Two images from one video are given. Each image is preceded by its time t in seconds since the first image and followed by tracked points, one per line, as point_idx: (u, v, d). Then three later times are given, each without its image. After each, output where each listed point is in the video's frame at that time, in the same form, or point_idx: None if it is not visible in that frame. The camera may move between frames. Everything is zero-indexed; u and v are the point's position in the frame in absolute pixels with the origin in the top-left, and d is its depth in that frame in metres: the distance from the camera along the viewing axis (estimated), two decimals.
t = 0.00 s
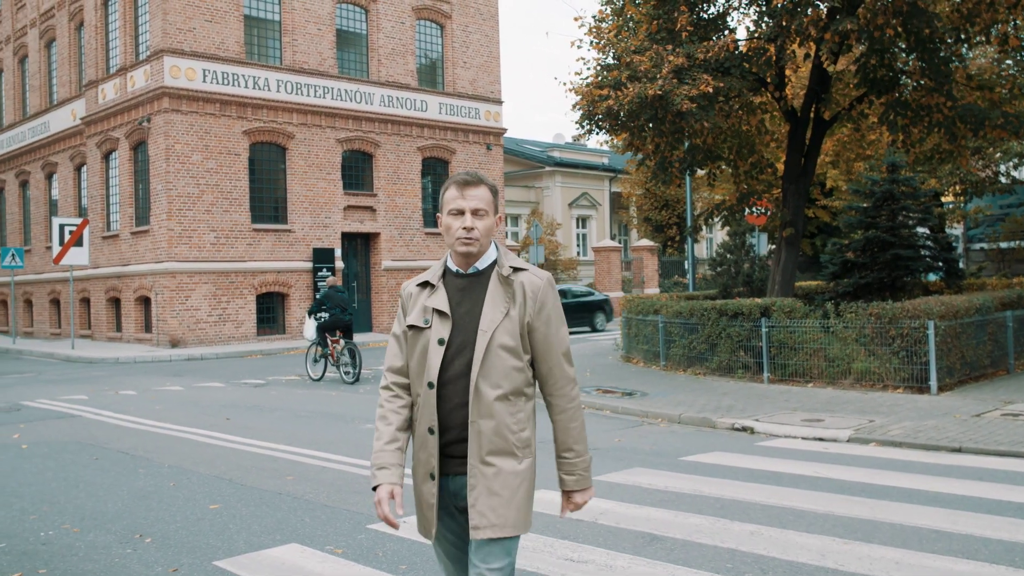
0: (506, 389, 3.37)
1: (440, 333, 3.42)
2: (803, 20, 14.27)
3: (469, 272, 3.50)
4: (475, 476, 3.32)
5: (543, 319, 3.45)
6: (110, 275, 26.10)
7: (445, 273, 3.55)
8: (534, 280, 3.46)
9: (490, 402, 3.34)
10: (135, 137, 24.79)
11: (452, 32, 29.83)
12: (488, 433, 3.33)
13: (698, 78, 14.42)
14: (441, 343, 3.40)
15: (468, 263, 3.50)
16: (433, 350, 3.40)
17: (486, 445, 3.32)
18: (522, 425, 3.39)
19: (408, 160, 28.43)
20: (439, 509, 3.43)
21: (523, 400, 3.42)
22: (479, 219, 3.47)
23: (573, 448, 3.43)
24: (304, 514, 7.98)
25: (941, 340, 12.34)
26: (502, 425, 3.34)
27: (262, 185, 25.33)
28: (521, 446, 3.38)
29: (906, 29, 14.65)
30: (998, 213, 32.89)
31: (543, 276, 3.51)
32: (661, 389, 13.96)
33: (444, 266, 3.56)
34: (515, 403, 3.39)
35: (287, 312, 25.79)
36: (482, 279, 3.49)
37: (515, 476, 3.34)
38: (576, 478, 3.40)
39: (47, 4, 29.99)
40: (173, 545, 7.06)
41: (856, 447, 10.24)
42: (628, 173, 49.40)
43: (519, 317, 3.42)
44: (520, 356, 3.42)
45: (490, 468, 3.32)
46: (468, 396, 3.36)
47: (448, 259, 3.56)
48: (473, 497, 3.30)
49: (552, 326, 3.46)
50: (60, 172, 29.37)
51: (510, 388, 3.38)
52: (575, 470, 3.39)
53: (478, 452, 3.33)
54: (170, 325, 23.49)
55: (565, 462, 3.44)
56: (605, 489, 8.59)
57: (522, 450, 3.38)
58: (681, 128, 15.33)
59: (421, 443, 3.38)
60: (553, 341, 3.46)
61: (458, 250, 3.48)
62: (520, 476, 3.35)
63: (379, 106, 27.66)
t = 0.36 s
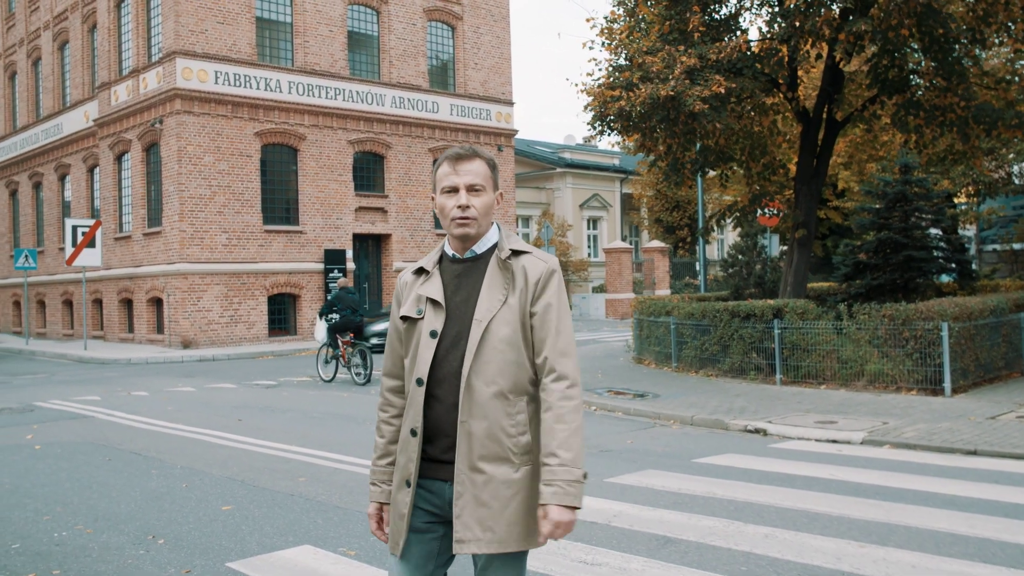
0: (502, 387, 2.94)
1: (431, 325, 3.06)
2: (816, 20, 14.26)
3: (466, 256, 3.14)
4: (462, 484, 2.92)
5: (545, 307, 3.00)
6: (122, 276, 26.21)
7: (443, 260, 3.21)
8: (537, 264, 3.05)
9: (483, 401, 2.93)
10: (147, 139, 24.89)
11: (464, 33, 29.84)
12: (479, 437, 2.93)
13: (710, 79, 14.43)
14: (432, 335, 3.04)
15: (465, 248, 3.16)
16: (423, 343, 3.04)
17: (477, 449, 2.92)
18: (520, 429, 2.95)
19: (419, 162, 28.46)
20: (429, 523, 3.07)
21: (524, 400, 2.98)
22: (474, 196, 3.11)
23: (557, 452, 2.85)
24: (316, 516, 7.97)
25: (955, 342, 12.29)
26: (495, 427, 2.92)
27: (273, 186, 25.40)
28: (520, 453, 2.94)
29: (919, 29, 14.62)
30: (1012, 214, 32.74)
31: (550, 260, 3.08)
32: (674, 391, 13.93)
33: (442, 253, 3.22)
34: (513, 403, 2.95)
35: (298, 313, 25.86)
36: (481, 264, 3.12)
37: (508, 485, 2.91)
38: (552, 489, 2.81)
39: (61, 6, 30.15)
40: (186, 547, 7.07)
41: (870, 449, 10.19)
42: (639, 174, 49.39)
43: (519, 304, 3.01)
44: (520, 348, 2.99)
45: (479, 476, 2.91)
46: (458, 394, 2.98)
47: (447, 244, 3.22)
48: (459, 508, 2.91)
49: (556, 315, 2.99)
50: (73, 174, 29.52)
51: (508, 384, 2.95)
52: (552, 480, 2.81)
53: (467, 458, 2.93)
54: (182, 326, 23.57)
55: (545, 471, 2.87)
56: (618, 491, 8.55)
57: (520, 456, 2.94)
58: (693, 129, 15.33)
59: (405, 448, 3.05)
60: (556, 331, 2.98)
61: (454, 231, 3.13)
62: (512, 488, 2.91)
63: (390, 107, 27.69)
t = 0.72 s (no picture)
0: (495, 401, 2.84)
1: (417, 336, 2.92)
2: (824, 21, 14.23)
3: (450, 261, 3.01)
4: (459, 505, 2.79)
5: (534, 312, 2.90)
6: (129, 278, 26.27)
7: (424, 264, 3.07)
8: (526, 268, 2.95)
9: (477, 416, 2.82)
10: (155, 140, 24.94)
11: (470, 35, 29.86)
12: (473, 454, 2.81)
13: (718, 80, 14.42)
14: (420, 348, 2.91)
15: (448, 252, 3.02)
16: (411, 355, 2.90)
17: (471, 467, 2.81)
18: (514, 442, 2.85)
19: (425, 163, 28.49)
20: (416, 539, 2.95)
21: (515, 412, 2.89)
22: (457, 198, 2.98)
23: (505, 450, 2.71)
24: (324, 518, 7.97)
25: (963, 344, 12.25)
26: (489, 442, 2.82)
27: (280, 188, 25.43)
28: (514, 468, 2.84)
29: (928, 29, 14.55)
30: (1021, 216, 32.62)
31: (539, 262, 2.98)
32: (681, 393, 13.92)
33: (420, 258, 3.08)
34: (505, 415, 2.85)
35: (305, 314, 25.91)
36: (467, 268, 3.00)
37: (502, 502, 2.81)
38: (490, 488, 2.66)
39: (69, 9, 30.24)
40: (193, 548, 7.06)
41: (879, 451, 10.16)
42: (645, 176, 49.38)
43: (509, 311, 2.90)
44: (510, 357, 2.88)
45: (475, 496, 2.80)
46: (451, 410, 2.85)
47: (427, 247, 3.09)
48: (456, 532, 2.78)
49: (543, 321, 2.89)
50: (81, 176, 29.58)
51: (501, 397, 2.85)
52: (495, 478, 2.67)
53: (461, 478, 2.80)
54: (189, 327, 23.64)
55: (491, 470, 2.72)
56: (627, 493, 8.53)
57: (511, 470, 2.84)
58: (701, 130, 15.31)
59: (387, 467, 2.93)
60: (544, 336, 2.88)
61: (434, 236, 2.99)
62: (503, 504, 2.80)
63: (397, 109, 27.72)
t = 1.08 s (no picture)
0: (457, 407, 2.75)
1: (363, 339, 2.79)
2: (828, 19, 14.20)
3: (398, 256, 2.89)
4: (420, 523, 2.69)
5: (499, 311, 2.86)
6: (132, 278, 26.28)
7: (367, 261, 2.93)
8: (482, 263, 2.88)
9: (439, 425, 2.72)
10: (158, 140, 24.94)
11: (474, 34, 29.83)
12: (435, 468, 2.70)
13: (722, 79, 14.42)
14: (367, 354, 2.78)
15: (395, 246, 2.90)
16: (356, 362, 2.77)
17: (433, 481, 2.70)
18: (477, 452, 2.78)
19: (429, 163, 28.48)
20: (364, 563, 2.82)
21: (477, 418, 2.81)
22: (407, 185, 2.88)
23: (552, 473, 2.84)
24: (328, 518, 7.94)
25: (968, 344, 12.24)
26: (451, 453, 2.72)
27: (283, 187, 25.42)
28: (476, 479, 2.76)
29: (933, 27, 14.52)
30: None
31: (493, 256, 2.92)
32: (686, 393, 13.90)
33: (360, 251, 2.94)
34: (467, 423, 2.77)
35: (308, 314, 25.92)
36: (415, 264, 2.89)
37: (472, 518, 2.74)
38: (554, 511, 2.81)
39: (72, 8, 30.24)
40: (198, 548, 7.04)
41: (884, 451, 10.14)
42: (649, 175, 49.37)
43: (468, 312, 2.83)
44: (472, 362, 2.81)
45: (439, 511, 2.70)
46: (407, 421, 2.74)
47: (369, 239, 2.94)
48: (421, 550, 2.69)
49: (511, 322, 2.88)
50: (84, 176, 29.59)
51: (462, 405, 2.76)
52: (554, 501, 2.82)
53: (425, 493, 2.70)
54: (193, 327, 23.65)
55: (540, 490, 2.83)
56: (632, 493, 8.50)
57: (478, 483, 2.77)
58: (704, 129, 15.33)
59: (333, 484, 2.79)
60: (511, 339, 2.87)
61: (380, 227, 2.85)
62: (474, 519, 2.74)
63: (401, 108, 27.72)
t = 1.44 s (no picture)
0: (418, 408, 2.65)
1: (322, 341, 2.72)
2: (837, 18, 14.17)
3: (353, 251, 2.82)
4: (384, 531, 2.59)
5: (459, 304, 2.75)
6: (142, 278, 26.36)
7: (322, 256, 2.86)
8: (443, 255, 2.79)
9: (400, 429, 2.62)
10: (168, 140, 25.00)
11: (483, 34, 29.84)
12: (398, 472, 2.61)
13: (731, 79, 14.39)
14: (326, 353, 2.71)
15: (352, 240, 2.82)
16: (314, 361, 2.70)
17: (396, 487, 2.60)
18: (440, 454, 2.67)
19: (438, 163, 28.50)
20: None
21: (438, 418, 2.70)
22: (364, 173, 2.81)
23: (462, 478, 2.60)
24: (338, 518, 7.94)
25: (980, 344, 12.19)
26: (414, 457, 2.62)
27: (293, 187, 25.47)
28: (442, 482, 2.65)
29: (945, 25, 14.48)
30: None
31: (454, 248, 2.83)
32: (695, 393, 13.89)
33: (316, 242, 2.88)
34: (430, 425, 2.67)
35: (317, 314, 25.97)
36: (373, 258, 2.82)
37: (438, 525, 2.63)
38: (449, 522, 2.56)
39: (83, 10, 30.34)
40: (208, 549, 7.05)
41: (895, 452, 10.10)
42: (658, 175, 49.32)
43: (428, 306, 2.73)
44: (432, 360, 2.70)
45: (406, 519, 2.60)
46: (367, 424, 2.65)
47: (324, 231, 2.87)
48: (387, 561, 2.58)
49: (471, 316, 2.75)
50: (95, 176, 29.68)
51: (424, 405, 2.66)
52: (453, 513, 2.56)
53: (389, 502, 2.60)
54: (203, 327, 23.74)
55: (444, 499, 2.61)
56: (641, 494, 8.48)
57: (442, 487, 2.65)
58: (715, 129, 15.34)
59: (299, 495, 2.70)
60: (472, 335, 2.74)
61: (336, 217, 2.78)
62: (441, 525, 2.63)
63: (410, 108, 27.76)
